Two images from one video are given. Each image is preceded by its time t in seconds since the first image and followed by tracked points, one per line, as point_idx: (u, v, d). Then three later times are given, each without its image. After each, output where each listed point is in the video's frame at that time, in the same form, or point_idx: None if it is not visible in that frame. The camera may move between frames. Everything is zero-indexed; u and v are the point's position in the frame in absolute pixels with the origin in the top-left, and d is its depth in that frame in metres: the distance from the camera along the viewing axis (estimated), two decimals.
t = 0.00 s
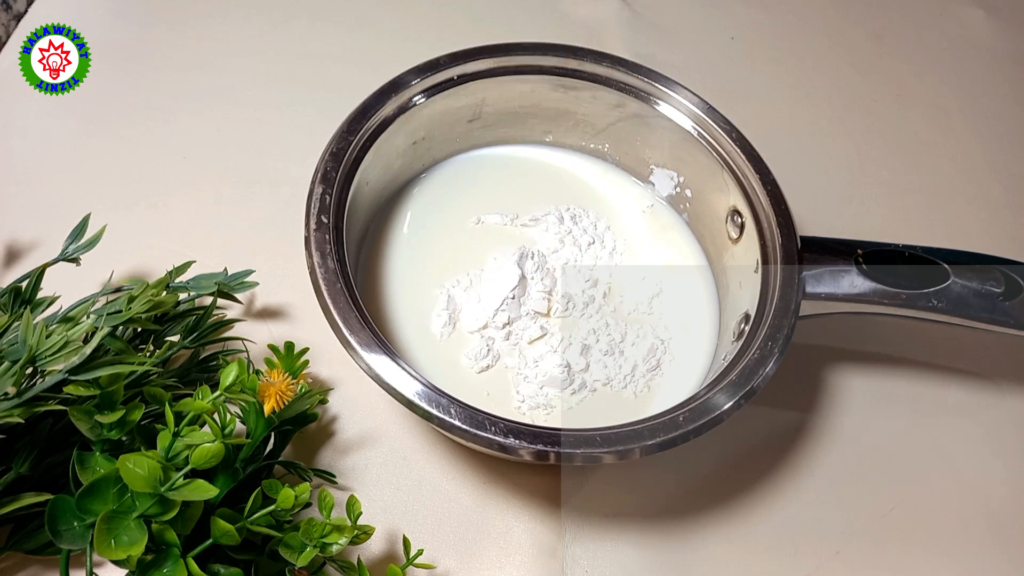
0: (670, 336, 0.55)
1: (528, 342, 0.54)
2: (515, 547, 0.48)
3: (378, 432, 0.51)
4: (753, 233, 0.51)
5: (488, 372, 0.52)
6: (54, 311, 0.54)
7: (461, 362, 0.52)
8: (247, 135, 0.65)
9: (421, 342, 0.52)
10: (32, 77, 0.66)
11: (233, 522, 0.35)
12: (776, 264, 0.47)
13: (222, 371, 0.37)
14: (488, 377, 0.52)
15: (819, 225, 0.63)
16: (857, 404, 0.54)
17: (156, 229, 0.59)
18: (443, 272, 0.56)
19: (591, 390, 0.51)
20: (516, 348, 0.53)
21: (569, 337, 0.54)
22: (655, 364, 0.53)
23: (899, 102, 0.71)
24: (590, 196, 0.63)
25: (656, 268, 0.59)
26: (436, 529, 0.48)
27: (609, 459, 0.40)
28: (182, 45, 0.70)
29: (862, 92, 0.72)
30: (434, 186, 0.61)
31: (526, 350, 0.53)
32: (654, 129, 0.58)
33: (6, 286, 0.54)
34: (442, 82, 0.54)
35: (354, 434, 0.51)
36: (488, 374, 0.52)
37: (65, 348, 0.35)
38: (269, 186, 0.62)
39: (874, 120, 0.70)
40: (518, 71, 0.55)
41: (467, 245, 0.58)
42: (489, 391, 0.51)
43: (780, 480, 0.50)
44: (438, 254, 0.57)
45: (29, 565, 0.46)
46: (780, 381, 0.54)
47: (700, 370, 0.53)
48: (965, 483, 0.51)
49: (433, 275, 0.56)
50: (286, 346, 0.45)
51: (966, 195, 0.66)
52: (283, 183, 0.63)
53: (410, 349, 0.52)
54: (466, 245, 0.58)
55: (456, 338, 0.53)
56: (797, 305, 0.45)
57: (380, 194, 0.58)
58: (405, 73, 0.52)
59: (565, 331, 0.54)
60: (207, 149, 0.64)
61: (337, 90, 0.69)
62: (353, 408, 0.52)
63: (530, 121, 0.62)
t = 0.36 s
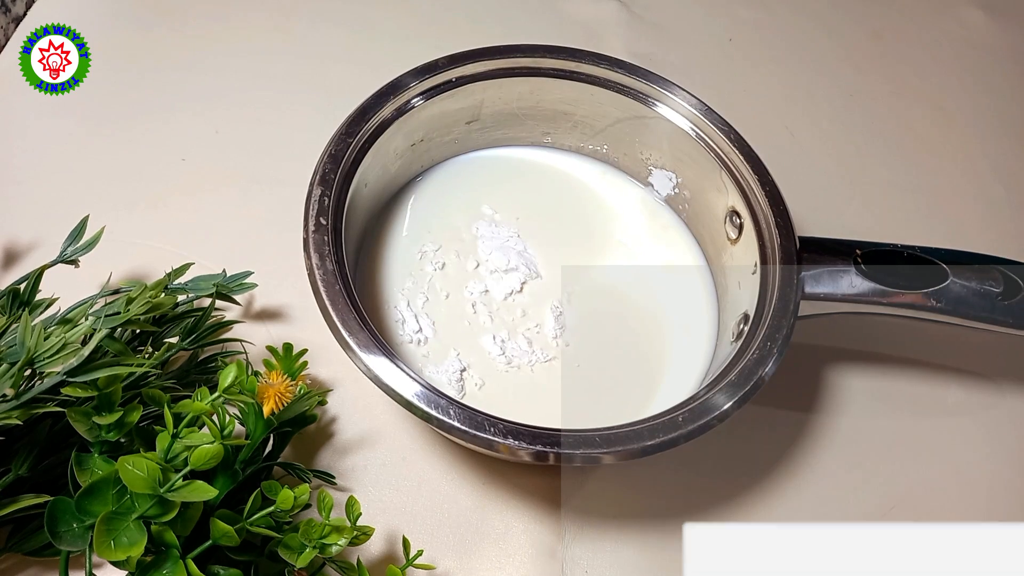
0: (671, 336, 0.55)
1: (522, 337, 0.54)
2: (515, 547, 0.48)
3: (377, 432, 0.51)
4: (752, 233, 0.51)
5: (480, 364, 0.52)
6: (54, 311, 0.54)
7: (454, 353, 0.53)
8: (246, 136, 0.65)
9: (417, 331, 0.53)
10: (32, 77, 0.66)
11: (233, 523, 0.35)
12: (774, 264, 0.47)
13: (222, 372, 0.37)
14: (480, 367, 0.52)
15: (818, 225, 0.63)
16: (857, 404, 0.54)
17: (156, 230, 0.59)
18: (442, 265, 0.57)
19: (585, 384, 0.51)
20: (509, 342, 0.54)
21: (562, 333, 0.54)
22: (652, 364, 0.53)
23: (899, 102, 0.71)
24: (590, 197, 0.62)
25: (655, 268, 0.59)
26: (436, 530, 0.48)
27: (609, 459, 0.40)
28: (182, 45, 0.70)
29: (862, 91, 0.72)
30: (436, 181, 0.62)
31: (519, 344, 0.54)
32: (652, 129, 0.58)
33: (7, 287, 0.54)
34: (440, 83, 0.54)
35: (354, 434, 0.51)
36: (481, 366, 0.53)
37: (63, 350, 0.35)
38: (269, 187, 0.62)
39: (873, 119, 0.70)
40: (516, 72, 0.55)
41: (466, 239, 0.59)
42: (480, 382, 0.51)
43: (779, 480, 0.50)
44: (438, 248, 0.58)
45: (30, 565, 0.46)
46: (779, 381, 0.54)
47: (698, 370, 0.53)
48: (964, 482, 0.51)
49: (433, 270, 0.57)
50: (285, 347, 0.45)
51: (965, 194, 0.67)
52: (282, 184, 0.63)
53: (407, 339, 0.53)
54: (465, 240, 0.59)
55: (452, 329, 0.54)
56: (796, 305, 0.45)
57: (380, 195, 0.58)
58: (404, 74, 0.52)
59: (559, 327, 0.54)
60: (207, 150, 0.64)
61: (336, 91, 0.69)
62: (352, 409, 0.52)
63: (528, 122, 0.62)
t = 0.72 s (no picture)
0: (671, 337, 0.55)
1: (518, 336, 0.54)
2: (515, 548, 0.48)
3: (377, 432, 0.51)
4: (752, 233, 0.51)
5: (475, 361, 0.52)
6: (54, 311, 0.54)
7: (451, 349, 0.53)
8: (246, 136, 0.65)
9: (415, 326, 0.53)
10: (32, 77, 0.66)
11: (233, 523, 0.35)
12: (774, 265, 0.47)
13: (221, 372, 0.37)
14: (475, 365, 0.52)
15: (818, 225, 0.63)
16: (857, 404, 0.54)
17: (156, 230, 0.59)
18: (442, 262, 0.57)
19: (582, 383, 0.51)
20: (505, 340, 0.54)
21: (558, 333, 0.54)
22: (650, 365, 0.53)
23: (899, 101, 0.71)
24: (590, 197, 0.62)
25: (654, 268, 0.59)
26: (436, 530, 0.48)
27: (609, 459, 0.40)
28: (182, 45, 0.70)
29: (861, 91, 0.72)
30: (439, 179, 0.62)
31: (514, 343, 0.54)
32: (652, 129, 0.58)
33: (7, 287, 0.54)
34: (440, 83, 0.54)
35: (354, 434, 0.51)
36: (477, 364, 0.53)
37: (63, 350, 0.35)
38: (269, 187, 0.62)
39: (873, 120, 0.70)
40: (516, 72, 0.55)
41: (466, 237, 0.59)
42: (475, 379, 0.51)
43: (780, 480, 0.50)
44: (439, 244, 0.58)
45: (29, 565, 0.46)
46: (779, 381, 0.54)
47: (698, 371, 0.53)
48: (964, 483, 0.51)
49: (434, 267, 0.57)
50: (285, 347, 0.45)
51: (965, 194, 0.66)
52: (282, 184, 0.63)
53: (404, 334, 0.53)
54: (465, 238, 0.59)
55: (450, 325, 0.54)
56: (796, 305, 0.45)
57: (379, 194, 0.58)
58: (404, 74, 0.52)
59: (555, 327, 0.54)
60: (207, 151, 0.64)
61: (336, 91, 0.69)
62: (352, 409, 0.52)
63: (528, 122, 0.62)
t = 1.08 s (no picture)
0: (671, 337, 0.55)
1: (514, 336, 0.54)
2: (515, 548, 0.48)
3: (377, 433, 0.51)
4: (752, 233, 0.51)
5: (471, 359, 0.53)
6: (54, 312, 0.54)
7: (448, 346, 0.53)
8: (246, 136, 0.65)
9: (414, 322, 0.54)
10: (31, 77, 0.66)
11: (233, 523, 0.35)
12: (774, 265, 0.47)
13: (221, 372, 0.37)
14: (471, 362, 0.53)
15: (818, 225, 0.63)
16: (857, 404, 0.54)
17: (156, 230, 0.59)
18: (443, 259, 0.57)
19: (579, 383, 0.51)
20: (501, 338, 0.54)
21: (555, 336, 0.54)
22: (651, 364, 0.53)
23: (899, 101, 0.71)
24: (590, 197, 0.62)
25: (655, 268, 0.59)
26: (436, 530, 0.48)
27: (610, 459, 0.40)
28: (182, 44, 0.70)
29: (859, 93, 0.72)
30: (441, 177, 0.62)
31: (511, 342, 0.54)
32: (652, 129, 0.57)
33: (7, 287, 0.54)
34: (440, 83, 0.54)
35: (354, 434, 0.51)
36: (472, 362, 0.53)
37: (63, 350, 0.35)
38: (268, 187, 0.62)
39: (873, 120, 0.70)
40: (516, 71, 0.55)
41: (468, 236, 0.59)
42: (470, 377, 0.51)
43: (779, 480, 0.50)
44: (442, 242, 0.58)
45: (30, 565, 0.46)
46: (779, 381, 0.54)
47: (699, 372, 0.52)
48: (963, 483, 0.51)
49: (437, 266, 0.57)
50: (285, 347, 0.45)
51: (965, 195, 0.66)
52: (282, 184, 0.63)
53: (402, 329, 0.53)
54: (466, 236, 0.59)
55: (449, 323, 0.54)
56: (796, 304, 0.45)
57: (379, 194, 0.58)
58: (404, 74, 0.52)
59: (551, 327, 0.54)
60: (207, 151, 0.64)
61: (336, 91, 0.69)
62: (352, 409, 0.52)
63: (528, 122, 0.62)
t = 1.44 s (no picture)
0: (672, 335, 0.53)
1: (512, 335, 0.54)
2: (515, 547, 0.48)
3: (378, 433, 0.51)
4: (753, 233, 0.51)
5: (467, 357, 0.53)
6: (54, 312, 0.54)
7: (445, 344, 0.53)
8: (246, 136, 0.65)
9: (413, 317, 0.54)
10: (32, 77, 0.66)
11: (233, 523, 0.35)
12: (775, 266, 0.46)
13: (221, 372, 0.37)
14: (466, 361, 0.53)
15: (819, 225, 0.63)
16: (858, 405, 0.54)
17: (156, 230, 0.59)
18: (443, 257, 0.58)
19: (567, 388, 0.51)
20: (497, 337, 0.54)
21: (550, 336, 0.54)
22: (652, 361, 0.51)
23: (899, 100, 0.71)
24: (592, 198, 0.62)
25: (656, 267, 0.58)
26: (436, 530, 0.48)
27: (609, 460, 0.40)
28: (182, 44, 0.70)
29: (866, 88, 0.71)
30: (441, 177, 0.62)
31: (506, 341, 0.54)
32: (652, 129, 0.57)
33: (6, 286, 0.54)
34: (440, 84, 0.54)
35: (354, 434, 0.51)
36: (467, 360, 0.53)
37: (63, 350, 0.35)
38: (269, 187, 0.62)
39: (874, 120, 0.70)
40: (516, 72, 0.55)
41: (470, 235, 0.59)
42: (464, 376, 0.52)
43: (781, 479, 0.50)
44: (444, 240, 0.59)
45: (30, 565, 0.46)
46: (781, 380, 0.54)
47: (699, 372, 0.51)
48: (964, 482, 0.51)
49: (438, 265, 0.58)
50: (285, 347, 0.45)
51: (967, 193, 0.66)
52: (282, 184, 0.63)
53: (402, 324, 0.54)
54: (467, 235, 0.59)
55: (447, 320, 0.55)
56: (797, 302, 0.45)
57: (380, 194, 0.58)
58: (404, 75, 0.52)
59: (547, 328, 0.54)
60: (207, 150, 0.64)
61: (336, 91, 0.69)
62: (352, 409, 0.52)
63: (528, 122, 0.62)
